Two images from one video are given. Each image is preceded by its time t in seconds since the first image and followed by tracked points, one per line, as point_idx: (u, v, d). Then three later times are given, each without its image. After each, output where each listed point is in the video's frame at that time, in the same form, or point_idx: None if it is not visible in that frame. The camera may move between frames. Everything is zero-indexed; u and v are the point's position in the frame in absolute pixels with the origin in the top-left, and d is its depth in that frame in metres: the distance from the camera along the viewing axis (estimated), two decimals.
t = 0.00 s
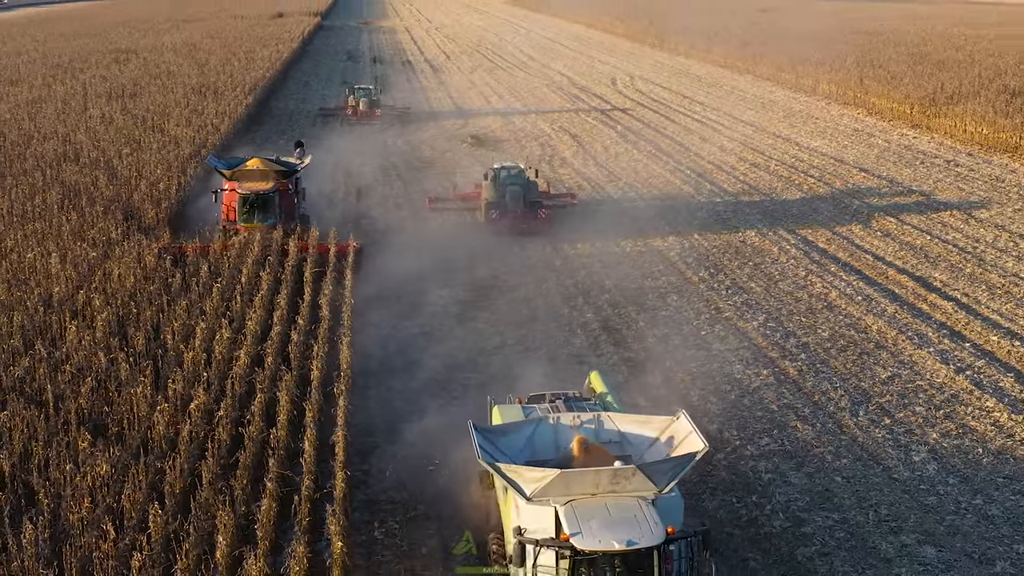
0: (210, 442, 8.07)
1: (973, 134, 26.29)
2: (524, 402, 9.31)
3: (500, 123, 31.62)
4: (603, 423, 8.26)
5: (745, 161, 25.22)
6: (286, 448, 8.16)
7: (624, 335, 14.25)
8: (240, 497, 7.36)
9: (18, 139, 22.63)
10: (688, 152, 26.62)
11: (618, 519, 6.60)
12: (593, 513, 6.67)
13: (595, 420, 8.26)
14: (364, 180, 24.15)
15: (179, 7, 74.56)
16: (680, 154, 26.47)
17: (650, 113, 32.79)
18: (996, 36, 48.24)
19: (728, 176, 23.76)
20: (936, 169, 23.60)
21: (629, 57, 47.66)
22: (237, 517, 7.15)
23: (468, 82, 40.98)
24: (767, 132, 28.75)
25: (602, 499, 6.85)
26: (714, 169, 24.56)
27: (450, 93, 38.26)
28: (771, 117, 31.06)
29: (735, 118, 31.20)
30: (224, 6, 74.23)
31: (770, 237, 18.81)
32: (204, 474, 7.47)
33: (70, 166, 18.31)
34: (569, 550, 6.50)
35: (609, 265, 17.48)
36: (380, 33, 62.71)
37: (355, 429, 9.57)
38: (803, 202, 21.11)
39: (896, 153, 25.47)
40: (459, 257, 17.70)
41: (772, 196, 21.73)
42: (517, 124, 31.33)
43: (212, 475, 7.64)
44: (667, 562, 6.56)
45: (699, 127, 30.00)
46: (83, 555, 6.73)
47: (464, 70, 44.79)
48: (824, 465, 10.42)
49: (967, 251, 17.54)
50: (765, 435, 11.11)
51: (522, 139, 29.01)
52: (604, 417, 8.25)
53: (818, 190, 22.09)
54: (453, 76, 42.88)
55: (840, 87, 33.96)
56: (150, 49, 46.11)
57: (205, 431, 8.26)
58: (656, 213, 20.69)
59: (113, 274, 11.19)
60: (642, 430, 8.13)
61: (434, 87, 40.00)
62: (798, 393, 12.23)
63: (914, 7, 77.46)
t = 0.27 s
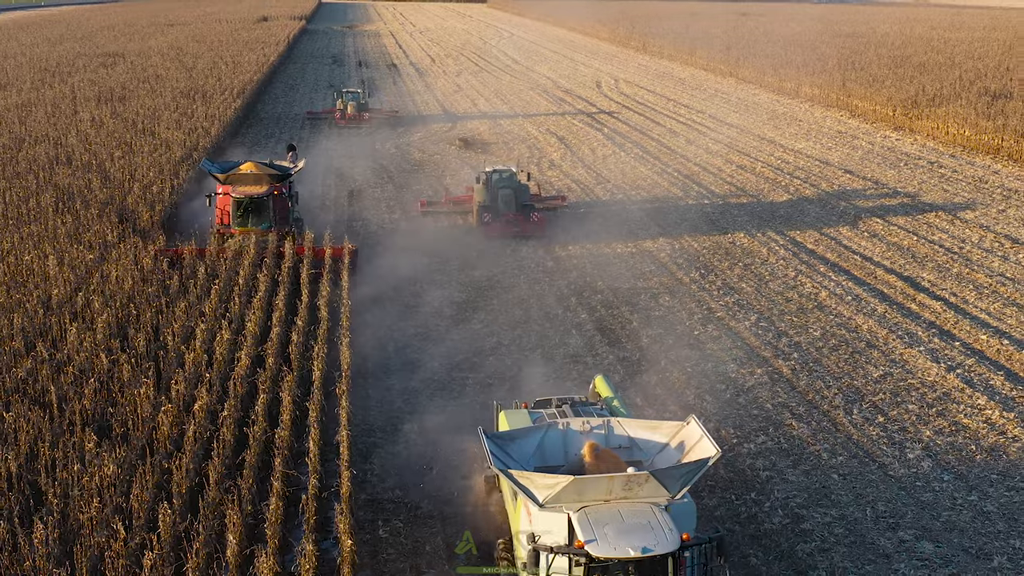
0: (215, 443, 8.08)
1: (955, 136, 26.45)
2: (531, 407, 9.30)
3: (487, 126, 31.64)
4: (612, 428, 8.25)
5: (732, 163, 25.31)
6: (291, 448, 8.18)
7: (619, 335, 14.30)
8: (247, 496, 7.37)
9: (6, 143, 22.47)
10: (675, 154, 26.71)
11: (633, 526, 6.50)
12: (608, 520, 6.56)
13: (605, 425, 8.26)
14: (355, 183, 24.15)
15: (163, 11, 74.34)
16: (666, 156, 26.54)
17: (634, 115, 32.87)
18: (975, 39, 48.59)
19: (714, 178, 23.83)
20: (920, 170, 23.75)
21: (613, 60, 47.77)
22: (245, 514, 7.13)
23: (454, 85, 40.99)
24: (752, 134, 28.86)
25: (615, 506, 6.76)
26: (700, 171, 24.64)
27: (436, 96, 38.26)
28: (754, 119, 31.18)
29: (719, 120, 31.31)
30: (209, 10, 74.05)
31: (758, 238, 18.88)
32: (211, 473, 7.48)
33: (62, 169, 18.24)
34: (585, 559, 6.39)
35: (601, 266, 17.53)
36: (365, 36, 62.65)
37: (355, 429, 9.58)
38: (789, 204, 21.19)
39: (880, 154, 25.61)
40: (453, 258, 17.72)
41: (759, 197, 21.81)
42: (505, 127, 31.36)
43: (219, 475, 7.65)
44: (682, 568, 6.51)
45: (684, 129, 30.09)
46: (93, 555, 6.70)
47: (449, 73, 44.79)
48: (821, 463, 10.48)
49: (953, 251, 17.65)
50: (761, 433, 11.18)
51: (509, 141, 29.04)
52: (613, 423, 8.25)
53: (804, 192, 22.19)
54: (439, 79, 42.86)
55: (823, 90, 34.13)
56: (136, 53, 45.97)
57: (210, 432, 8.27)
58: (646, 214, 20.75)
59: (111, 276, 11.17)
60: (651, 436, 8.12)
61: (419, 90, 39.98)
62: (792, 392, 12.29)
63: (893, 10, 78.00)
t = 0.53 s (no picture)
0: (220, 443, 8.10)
1: (938, 138, 26.61)
2: (537, 412, 9.31)
3: (475, 129, 31.68)
4: (623, 433, 8.13)
5: (718, 165, 25.41)
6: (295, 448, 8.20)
7: (613, 335, 14.35)
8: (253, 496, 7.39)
9: None
10: (661, 156, 26.79)
11: (648, 532, 6.43)
12: (622, 525, 6.51)
13: (615, 431, 8.13)
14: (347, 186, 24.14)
15: (147, 15, 74.12)
16: (653, 158, 26.63)
17: (620, 118, 32.95)
18: (955, 42, 48.92)
19: (701, 179, 23.92)
20: (904, 172, 23.89)
21: (597, 64, 47.87)
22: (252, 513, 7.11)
23: (441, 88, 40.99)
24: (737, 137, 28.97)
25: (629, 512, 6.73)
26: (687, 172, 24.72)
27: (424, 99, 38.28)
28: (739, 122, 31.30)
29: (704, 123, 31.43)
30: (193, 15, 73.85)
31: (747, 239, 18.96)
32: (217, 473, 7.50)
33: (55, 172, 18.20)
34: (600, 564, 6.34)
35: (593, 267, 17.58)
36: (349, 39, 62.56)
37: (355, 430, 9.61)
38: (777, 206, 21.27)
39: (864, 156, 25.75)
40: (447, 260, 17.76)
41: (747, 199, 21.90)
42: (492, 130, 31.41)
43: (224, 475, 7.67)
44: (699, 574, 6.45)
45: (669, 132, 30.18)
46: (103, 555, 6.71)
47: (435, 76, 44.80)
48: (818, 460, 10.55)
49: (940, 252, 17.76)
50: (757, 431, 11.25)
51: (498, 144, 29.08)
52: (623, 428, 8.12)
53: (791, 193, 22.28)
54: (424, 82, 42.85)
55: (806, 92, 34.30)
56: (123, 57, 45.82)
57: (213, 433, 8.29)
58: (636, 216, 20.81)
59: (109, 278, 11.18)
60: (662, 441, 7.99)
61: (406, 93, 39.98)
62: (786, 390, 12.36)
63: (875, 14, 78.50)
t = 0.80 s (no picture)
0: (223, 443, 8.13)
1: (920, 140, 26.77)
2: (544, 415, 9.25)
3: (463, 131, 31.71)
4: (634, 438, 7.93)
5: (705, 166, 25.52)
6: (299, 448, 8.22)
7: (608, 335, 14.41)
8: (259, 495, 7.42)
9: None
10: (648, 158, 26.88)
11: (664, 538, 6.33)
12: (637, 531, 6.41)
13: (627, 435, 7.93)
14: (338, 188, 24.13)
15: (130, 20, 73.90)
16: (640, 160, 26.72)
17: (606, 120, 33.03)
18: (934, 45, 49.28)
19: (688, 181, 24.00)
20: (888, 173, 24.04)
21: (581, 67, 47.98)
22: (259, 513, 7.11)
23: (428, 91, 41.02)
24: (723, 139, 29.09)
25: (643, 518, 6.62)
26: (674, 174, 24.81)
27: (411, 102, 38.30)
28: (723, 124, 31.45)
29: (689, 125, 31.55)
30: (177, 18, 73.63)
31: (736, 239, 19.05)
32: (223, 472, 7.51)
33: (47, 176, 18.16)
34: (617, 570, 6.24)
35: (585, 268, 17.63)
36: (334, 43, 62.47)
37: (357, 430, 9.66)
38: (764, 207, 21.36)
39: (848, 158, 25.90)
40: (441, 262, 17.80)
41: (734, 200, 22.00)
42: (480, 132, 31.45)
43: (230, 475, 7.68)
44: None
45: (655, 134, 30.27)
46: (112, 556, 6.72)
47: (421, 79, 44.83)
48: (815, 458, 10.61)
49: (927, 252, 17.88)
50: (753, 429, 11.34)
51: (486, 147, 29.13)
52: (635, 433, 7.93)
53: (778, 195, 22.38)
54: (410, 85, 42.86)
55: (789, 95, 34.49)
56: (110, 60, 45.69)
57: (217, 433, 8.32)
58: (626, 218, 20.88)
59: (108, 280, 11.19)
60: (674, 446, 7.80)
61: (393, 95, 39.99)
62: (778, 389, 12.45)
63: (856, 18, 79.00)
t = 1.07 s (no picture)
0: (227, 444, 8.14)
1: (903, 141, 26.95)
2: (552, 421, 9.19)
3: (451, 134, 31.74)
4: (646, 443, 7.98)
5: (691, 168, 25.61)
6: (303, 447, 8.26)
7: (602, 335, 14.47)
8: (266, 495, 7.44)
9: None
10: (635, 160, 26.97)
11: (680, 544, 6.26)
12: (654, 537, 6.35)
13: (639, 440, 7.98)
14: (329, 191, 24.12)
15: (114, 24, 73.54)
16: (627, 162, 26.81)
17: (591, 123, 33.10)
18: (914, 48, 49.59)
19: (676, 183, 24.09)
20: (873, 175, 24.20)
21: (566, 70, 48.06)
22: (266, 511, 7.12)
23: (414, 94, 41.03)
24: (708, 141, 29.21)
25: (658, 523, 6.56)
26: (661, 176, 24.91)
27: (399, 104, 38.30)
28: (708, 127, 31.57)
29: (674, 128, 31.66)
30: (162, 22, 73.35)
31: (725, 240, 19.13)
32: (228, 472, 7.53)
33: (40, 179, 18.10)
34: None
35: (577, 269, 17.68)
36: (319, 46, 62.34)
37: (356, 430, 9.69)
38: (751, 209, 21.44)
39: (832, 160, 26.06)
40: (433, 263, 17.82)
41: (721, 202, 22.11)
42: (469, 135, 31.48)
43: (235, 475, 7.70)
44: None
45: (641, 136, 30.35)
46: (122, 555, 6.72)
47: (408, 82, 44.85)
48: (811, 455, 10.67)
49: (913, 252, 18.01)
50: (749, 428, 11.40)
51: (475, 149, 29.17)
52: (647, 438, 7.98)
53: (765, 196, 22.48)
54: (397, 88, 42.85)
55: (773, 98, 34.67)
56: (97, 64, 45.51)
57: (220, 434, 8.34)
58: (616, 219, 20.94)
59: (106, 282, 11.18)
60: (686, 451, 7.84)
61: (380, 98, 39.99)
62: (772, 388, 12.52)
63: (837, 21, 79.46)
